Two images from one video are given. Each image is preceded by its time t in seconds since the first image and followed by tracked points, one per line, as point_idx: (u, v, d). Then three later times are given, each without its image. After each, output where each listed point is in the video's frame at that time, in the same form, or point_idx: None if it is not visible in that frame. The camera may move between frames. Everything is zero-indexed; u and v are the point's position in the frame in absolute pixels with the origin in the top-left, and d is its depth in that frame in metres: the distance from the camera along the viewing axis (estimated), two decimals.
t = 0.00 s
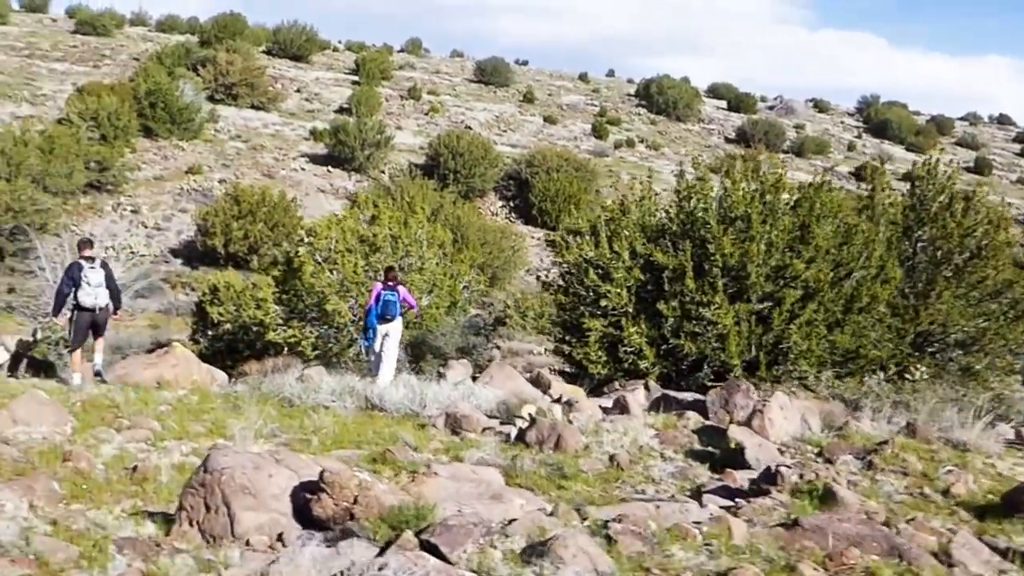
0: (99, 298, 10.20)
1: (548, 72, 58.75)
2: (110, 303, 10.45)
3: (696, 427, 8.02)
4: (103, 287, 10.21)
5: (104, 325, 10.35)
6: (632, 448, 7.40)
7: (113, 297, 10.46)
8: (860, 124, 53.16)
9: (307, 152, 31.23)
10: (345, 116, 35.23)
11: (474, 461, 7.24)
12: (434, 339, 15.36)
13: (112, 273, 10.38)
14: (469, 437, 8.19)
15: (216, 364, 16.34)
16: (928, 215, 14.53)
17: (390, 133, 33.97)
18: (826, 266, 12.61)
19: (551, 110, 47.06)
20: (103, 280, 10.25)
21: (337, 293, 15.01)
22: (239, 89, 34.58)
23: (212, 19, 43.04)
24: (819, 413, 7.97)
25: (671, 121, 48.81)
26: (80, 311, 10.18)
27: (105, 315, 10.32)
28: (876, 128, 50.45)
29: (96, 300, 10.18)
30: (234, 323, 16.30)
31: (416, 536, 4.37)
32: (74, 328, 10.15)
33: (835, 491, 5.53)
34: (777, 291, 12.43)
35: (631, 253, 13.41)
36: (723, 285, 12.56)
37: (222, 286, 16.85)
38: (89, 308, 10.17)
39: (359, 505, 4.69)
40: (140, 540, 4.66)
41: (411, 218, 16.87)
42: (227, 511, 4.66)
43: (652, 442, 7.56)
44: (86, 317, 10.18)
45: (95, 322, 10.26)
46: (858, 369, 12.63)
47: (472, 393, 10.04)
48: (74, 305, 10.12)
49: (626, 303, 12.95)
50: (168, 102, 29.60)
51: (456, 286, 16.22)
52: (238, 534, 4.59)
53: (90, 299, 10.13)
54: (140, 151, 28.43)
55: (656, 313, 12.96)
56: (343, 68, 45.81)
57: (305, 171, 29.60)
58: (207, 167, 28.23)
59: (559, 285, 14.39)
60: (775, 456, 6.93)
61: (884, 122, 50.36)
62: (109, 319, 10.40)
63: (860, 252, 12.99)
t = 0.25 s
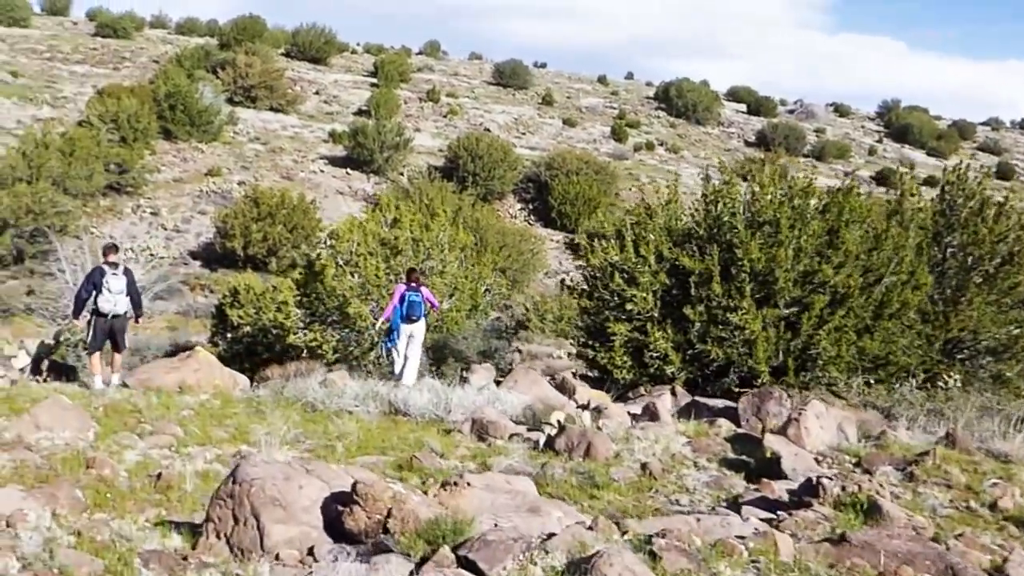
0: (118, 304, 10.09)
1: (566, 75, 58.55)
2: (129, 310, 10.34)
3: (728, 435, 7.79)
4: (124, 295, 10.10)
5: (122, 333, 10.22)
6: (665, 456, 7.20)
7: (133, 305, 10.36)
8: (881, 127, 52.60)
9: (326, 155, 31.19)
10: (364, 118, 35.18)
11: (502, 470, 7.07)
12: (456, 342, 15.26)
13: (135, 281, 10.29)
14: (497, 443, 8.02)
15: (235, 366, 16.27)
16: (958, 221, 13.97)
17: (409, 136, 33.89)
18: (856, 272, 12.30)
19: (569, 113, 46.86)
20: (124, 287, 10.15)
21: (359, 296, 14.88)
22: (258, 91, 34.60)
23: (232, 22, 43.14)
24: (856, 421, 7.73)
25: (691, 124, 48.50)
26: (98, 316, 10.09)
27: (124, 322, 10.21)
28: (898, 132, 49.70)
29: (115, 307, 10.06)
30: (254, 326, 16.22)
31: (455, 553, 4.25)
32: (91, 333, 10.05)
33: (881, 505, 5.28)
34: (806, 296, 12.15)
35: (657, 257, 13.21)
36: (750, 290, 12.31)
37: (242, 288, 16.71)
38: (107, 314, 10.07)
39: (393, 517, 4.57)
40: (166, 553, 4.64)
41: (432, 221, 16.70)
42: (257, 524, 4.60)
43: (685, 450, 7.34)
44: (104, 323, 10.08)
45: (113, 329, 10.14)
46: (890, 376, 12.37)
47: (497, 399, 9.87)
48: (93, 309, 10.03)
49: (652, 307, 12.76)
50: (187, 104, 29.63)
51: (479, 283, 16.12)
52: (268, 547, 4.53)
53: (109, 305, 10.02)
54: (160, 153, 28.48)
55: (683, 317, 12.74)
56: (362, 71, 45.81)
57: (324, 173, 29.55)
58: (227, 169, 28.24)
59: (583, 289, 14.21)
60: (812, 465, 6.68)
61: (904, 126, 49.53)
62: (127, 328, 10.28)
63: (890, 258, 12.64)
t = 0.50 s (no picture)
0: (124, 312, 9.91)
1: (569, 80, 58.45)
2: (136, 318, 10.16)
3: (746, 444, 7.60)
4: (130, 302, 9.92)
5: (126, 341, 10.04)
6: (682, 466, 7.02)
7: (140, 313, 10.18)
8: (883, 134, 52.46)
9: (328, 159, 31.05)
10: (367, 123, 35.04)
11: (515, 479, 6.90)
12: (463, 348, 15.29)
13: (143, 290, 10.10)
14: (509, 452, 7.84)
15: (238, 371, 16.11)
16: (968, 229, 13.80)
17: (411, 141, 33.75)
18: (869, 279, 12.11)
19: (572, 118, 46.74)
20: (132, 295, 9.97)
21: (365, 302, 14.73)
22: (261, 96, 34.49)
23: (234, 27, 43.05)
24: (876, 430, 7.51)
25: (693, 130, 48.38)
26: (102, 322, 9.93)
27: (131, 330, 10.04)
28: (901, 140, 49.54)
29: (120, 314, 9.89)
30: (257, 331, 16.09)
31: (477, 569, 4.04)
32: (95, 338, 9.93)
33: (911, 516, 5.05)
34: (818, 303, 11.95)
35: (667, 263, 13.05)
36: (762, 296, 12.14)
37: (245, 292, 16.54)
38: (112, 321, 9.91)
39: (411, 530, 4.43)
40: (176, 567, 4.56)
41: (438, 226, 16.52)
42: (269, 538, 4.49)
43: (702, 459, 7.16)
44: (109, 329, 9.93)
45: (117, 337, 9.96)
46: (904, 384, 12.20)
47: (507, 406, 9.71)
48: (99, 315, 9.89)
49: (662, 313, 12.62)
50: (190, 108, 29.51)
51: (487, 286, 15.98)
52: (281, 561, 4.41)
53: (115, 311, 9.85)
54: (162, 157, 28.35)
55: (694, 323, 12.58)
56: (365, 76, 45.72)
57: (327, 178, 29.41)
58: (229, 174, 28.10)
59: (592, 295, 14.05)
60: (834, 475, 6.49)
61: (907, 134, 49.23)
62: (133, 336, 10.09)
63: (904, 265, 12.44)
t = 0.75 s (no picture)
0: (113, 314, 9.77)
1: (559, 87, 58.41)
2: (130, 321, 10.00)
3: (752, 453, 7.45)
4: (122, 305, 9.79)
5: (118, 345, 9.86)
6: (689, 476, 6.87)
7: (133, 317, 10.02)
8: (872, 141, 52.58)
9: (319, 165, 30.85)
10: (357, 129, 34.87)
11: (518, 490, 6.74)
12: (458, 356, 15.08)
13: (136, 293, 9.97)
14: (510, 461, 7.67)
15: (229, 379, 15.90)
16: (968, 233, 13.71)
17: (402, 147, 33.59)
18: (871, 285, 11.98)
19: (562, 125, 46.68)
20: (124, 297, 9.83)
21: (358, 310, 14.60)
22: (252, 102, 34.27)
23: (225, 32, 42.84)
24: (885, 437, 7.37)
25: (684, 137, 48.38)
26: (94, 324, 9.81)
27: (123, 333, 9.87)
28: (891, 147, 49.71)
29: (109, 316, 9.75)
30: (249, 338, 15.91)
31: None
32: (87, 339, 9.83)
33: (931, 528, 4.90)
34: (819, 309, 11.83)
35: (665, 269, 12.91)
36: (763, 303, 12.01)
37: (236, 299, 16.37)
38: (102, 323, 9.78)
39: (418, 545, 4.25)
40: None
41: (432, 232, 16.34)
42: (270, 553, 4.32)
43: (708, 469, 7.02)
44: (101, 331, 9.81)
45: (109, 340, 9.80)
46: (906, 390, 12.09)
47: (506, 415, 9.55)
48: (91, 316, 9.78)
49: (660, 320, 12.49)
50: (180, 114, 29.27)
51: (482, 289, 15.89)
52: None
53: (105, 313, 9.72)
54: (152, 163, 28.10)
55: (693, 330, 12.44)
56: (355, 82, 45.55)
57: (317, 184, 29.21)
58: (219, 180, 27.88)
59: (589, 301, 13.90)
60: (845, 485, 6.34)
61: (898, 140, 49.42)
62: (125, 340, 9.92)
63: (904, 271, 12.32)
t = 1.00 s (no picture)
0: (101, 319, 9.50)
1: (549, 94, 58.36)
2: (121, 329, 9.71)
3: (758, 463, 7.31)
4: (110, 310, 9.53)
5: (108, 352, 9.54)
6: (695, 486, 6.71)
7: (125, 324, 9.72)
8: (861, 148, 52.70)
9: (308, 171, 30.63)
10: (346, 135, 34.66)
11: (521, 501, 6.58)
12: (452, 363, 14.89)
13: (127, 299, 9.70)
14: (511, 472, 7.50)
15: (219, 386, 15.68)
16: (968, 238, 13.67)
17: (392, 153, 33.40)
18: (871, 291, 11.88)
19: (552, 131, 46.59)
20: (111, 303, 9.56)
21: (351, 316, 14.38)
22: (241, 107, 34.03)
23: (214, 38, 42.60)
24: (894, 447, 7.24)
25: (674, 143, 48.36)
26: (86, 332, 9.59)
27: (114, 339, 9.58)
28: (883, 152, 49.88)
29: (96, 321, 9.49)
30: (240, 345, 15.71)
31: None
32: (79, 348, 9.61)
33: (953, 542, 4.76)
34: (819, 315, 11.71)
35: (663, 275, 12.76)
36: (762, 309, 11.87)
37: (226, 305, 16.18)
38: (90, 330, 9.53)
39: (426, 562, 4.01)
40: None
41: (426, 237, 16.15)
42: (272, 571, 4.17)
43: (715, 479, 6.86)
44: (91, 339, 9.57)
45: (100, 348, 9.52)
46: (907, 397, 11.99)
47: (505, 424, 9.39)
48: (81, 324, 9.57)
49: (659, 327, 12.33)
50: (169, 119, 29.02)
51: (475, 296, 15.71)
52: None
53: (93, 319, 9.47)
54: (140, 169, 27.84)
55: (692, 336, 12.29)
56: (345, 88, 45.34)
57: (307, 190, 28.99)
58: (208, 186, 27.63)
59: (585, 307, 13.75)
60: (857, 495, 6.20)
61: (888, 146, 49.54)
62: (116, 348, 9.60)
63: (904, 276, 12.23)
